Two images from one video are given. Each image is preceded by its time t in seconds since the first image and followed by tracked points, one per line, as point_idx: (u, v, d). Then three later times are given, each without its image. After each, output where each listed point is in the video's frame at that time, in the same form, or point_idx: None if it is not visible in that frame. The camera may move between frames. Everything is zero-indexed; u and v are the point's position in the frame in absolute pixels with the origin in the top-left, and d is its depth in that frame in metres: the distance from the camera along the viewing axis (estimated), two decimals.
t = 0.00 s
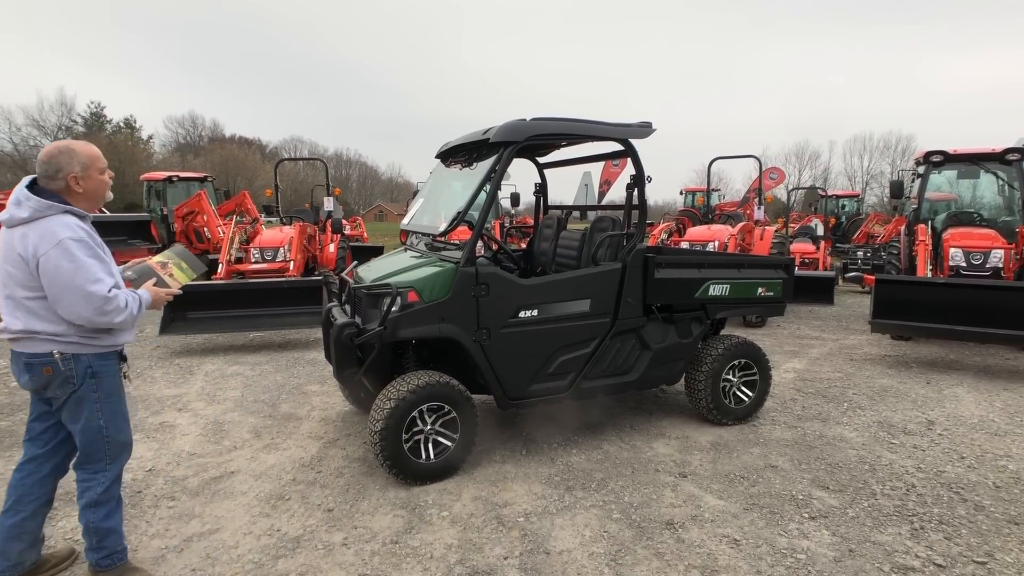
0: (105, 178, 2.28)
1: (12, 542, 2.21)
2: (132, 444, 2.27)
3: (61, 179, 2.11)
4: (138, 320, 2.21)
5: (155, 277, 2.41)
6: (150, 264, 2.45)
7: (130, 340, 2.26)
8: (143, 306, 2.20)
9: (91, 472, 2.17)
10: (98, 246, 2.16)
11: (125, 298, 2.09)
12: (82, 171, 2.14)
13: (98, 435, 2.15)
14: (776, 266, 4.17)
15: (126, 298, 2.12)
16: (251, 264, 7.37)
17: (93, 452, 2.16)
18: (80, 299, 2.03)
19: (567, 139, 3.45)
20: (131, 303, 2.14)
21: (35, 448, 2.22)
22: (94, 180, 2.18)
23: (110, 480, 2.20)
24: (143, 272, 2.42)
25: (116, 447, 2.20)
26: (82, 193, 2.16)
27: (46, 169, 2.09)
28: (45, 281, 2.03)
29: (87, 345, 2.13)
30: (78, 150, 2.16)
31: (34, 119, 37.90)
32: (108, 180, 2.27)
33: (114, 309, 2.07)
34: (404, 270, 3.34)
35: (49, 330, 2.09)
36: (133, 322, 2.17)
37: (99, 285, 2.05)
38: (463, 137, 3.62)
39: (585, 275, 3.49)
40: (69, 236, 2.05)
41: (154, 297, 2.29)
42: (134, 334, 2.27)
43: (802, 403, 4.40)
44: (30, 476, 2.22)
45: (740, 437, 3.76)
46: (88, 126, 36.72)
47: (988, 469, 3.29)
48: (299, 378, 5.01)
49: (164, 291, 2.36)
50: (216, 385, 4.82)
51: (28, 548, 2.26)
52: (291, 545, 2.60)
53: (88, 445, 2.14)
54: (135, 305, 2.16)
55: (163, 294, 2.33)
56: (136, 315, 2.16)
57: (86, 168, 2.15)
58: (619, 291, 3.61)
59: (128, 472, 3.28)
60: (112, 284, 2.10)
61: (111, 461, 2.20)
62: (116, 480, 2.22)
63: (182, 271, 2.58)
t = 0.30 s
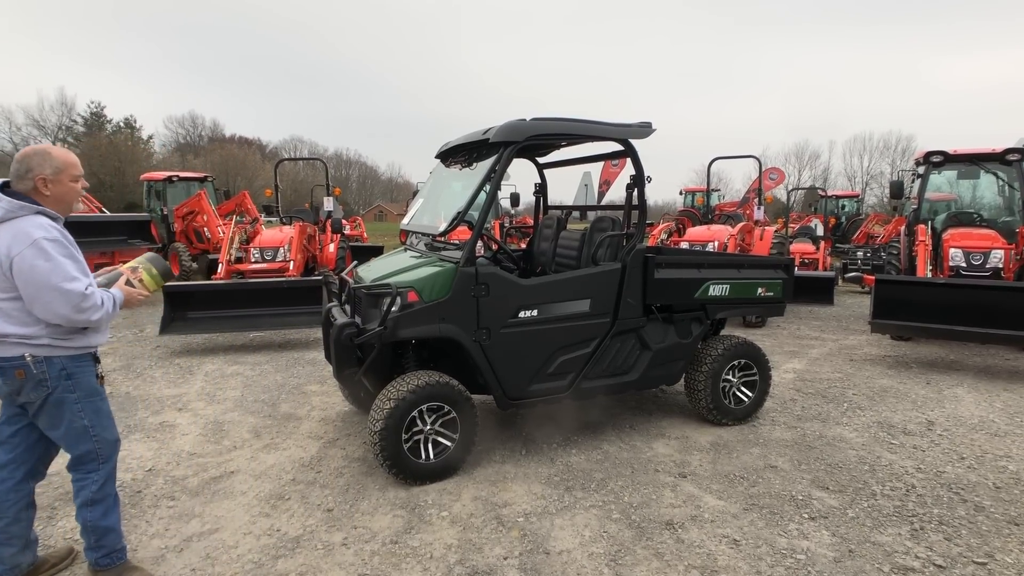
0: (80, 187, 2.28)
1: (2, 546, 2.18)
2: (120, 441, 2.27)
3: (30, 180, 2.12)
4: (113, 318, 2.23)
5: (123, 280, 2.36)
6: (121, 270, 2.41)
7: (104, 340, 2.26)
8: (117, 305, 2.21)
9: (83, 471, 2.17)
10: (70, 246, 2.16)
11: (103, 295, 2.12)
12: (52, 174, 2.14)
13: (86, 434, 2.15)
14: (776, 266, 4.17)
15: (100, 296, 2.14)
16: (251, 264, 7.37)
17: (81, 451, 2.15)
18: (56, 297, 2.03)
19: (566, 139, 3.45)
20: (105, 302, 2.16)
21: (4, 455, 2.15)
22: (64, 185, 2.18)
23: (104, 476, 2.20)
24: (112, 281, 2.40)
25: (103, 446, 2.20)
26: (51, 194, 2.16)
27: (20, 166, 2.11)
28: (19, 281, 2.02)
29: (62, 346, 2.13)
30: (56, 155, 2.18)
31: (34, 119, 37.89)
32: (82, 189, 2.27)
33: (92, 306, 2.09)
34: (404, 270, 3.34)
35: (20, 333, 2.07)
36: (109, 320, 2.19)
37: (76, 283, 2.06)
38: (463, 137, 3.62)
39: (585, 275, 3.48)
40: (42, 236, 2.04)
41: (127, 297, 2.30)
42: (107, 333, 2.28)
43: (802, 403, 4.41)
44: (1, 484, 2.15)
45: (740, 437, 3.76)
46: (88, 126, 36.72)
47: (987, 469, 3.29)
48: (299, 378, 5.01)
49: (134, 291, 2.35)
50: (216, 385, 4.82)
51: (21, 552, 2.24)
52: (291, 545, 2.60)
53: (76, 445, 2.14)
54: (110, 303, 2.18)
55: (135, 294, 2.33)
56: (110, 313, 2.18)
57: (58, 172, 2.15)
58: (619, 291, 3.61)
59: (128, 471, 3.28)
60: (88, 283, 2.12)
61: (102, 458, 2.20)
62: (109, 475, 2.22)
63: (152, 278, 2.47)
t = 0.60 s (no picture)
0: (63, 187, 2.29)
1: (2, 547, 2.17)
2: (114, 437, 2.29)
3: (14, 176, 2.13)
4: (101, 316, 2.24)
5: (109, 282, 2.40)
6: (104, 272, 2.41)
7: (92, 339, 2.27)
8: (105, 303, 2.22)
9: (81, 468, 2.18)
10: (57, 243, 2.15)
11: (96, 292, 2.13)
12: (38, 171, 2.16)
13: (81, 430, 2.16)
14: (776, 266, 4.16)
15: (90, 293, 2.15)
16: (251, 264, 7.37)
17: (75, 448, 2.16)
18: (49, 293, 2.03)
19: (567, 139, 3.45)
20: (94, 299, 2.17)
21: None
22: (48, 183, 2.19)
23: (99, 472, 2.20)
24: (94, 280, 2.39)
25: (99, 442, 2.21)
26: (36, 191, 2.17)
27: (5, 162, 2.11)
28: (10, 278, 2.01)
29: (52, 344, 2.12)
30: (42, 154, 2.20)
31: (35, 119, 37.92)
32: (65, 189, 2.29)
33: (83, 303, 2.11)
34: (405, 270, 3.34)
35: (9, 331, 2.05)
36: (99, 318, 2.20)
37: (68, 279, 2.07)
38: (463, 137, 3.62)
39: (585, 275, 3.48)
40: (31, 232, 2.04)
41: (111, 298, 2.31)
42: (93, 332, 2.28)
43: (803, 403, 4.40)
44: None
45: (740, 437, 3.76)
46: (89, 126, 36.74)
47: (988, 469, 3.29)
48: (299, 378, 5.01)
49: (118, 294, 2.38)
50: (216, 385, 4.83)
51: (19, 552, 2.24)
52: (291, 545, 2.60)
53: (71, 441, 2.15)
54: (99, 301, 2.19)
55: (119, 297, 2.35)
56: (100, 311, 2.19)
57: (43, 170, 2.17)
58: (620, 291, 3.61)
59: (128, 471, 3.28)
60: (78, 279, 2.12)
61: (97, 453, 2.21)
62: (105, 471, 2.23)
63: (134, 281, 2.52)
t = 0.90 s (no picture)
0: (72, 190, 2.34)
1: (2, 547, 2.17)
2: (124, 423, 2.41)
3: (25, 176, 2.17)
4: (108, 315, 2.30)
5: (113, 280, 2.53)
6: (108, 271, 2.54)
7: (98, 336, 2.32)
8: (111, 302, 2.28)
9: (102, 455, 2.31)
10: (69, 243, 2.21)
11: (106, 290, 2.19)
12: (49, 172, 2.21)
13: (100, 418, 2.28)
14: (776, 267, 4.16)
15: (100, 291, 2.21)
16: (252, 265, 7.37)
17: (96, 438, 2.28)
18: (62, 289, 2.09)
19: (567, 139, 3.45)
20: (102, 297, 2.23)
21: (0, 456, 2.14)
22: (58, 184, 2.24)
23: (121, 454, 2.37)
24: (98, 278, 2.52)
25: (114, 428, 2.34)
26: (45, 191, 2.22)
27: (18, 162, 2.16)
28: (23, 274, 2.06)
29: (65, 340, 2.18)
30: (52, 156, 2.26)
31: (35, 120, 37.95)
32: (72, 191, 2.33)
33: (94, 300, 2.17)
34: (405, 270, 3.34)
35: (22, 327, 2.10)
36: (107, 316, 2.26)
37: (80, 275, 2.13)
38: (463, 138, 3.62)
39: (586, 275, 3.48)
40: (46, 230, 2.10)
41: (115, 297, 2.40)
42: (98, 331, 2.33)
43: (803, 404, 4.40)
44: (1, 484, 2.14)
45: (740, 438, 3.76)
46: (90, 126, 36.77)
47: (989, 470, 3.28)
48: (299, 379, 5.01)
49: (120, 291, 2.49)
50: (216, 386, 4.82)
51: (19, 552, 2.24)
52: (291, 546, 2.60)
53: (91, 431, 2.26)
54: (107, 300, 2.25)
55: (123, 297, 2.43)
56: (107, 309, 2.25)
57: (54, 171, 2.23)
58: (620, 291, 3.60)
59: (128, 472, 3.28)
60: (89, 277, 2.18)
61: (115, 438, 2.34)
62: (123, 453, 2.39)
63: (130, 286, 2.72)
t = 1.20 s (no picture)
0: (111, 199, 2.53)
1: (6, 543, 2.22)
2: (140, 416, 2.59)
3: (72, 184, 2.37)
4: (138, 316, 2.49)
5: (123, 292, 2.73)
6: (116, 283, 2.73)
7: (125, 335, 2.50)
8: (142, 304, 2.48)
9: (122, 449, 2.49)
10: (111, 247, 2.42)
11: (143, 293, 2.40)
12: (94, 180, 2.40)
13: (124, 410, 2.47)
14: (776, 266, 4.16)
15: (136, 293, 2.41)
16: (251, 264, 7.36)
17: (121, 428, 2.46)
18: (106, 290, 2.29)
19: (567, 138, 3.44)
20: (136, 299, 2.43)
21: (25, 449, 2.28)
22: (100, 192, 2.43)
23: (141, 443, 2.56)
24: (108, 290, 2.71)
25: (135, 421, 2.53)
26: (87, 199, 2.41)
27: (68, 171, 2.36)
28: (72, 273, 2.25)
29: (103, 336, 2.37)
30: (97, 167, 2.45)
31: (35, 119, 37.91)
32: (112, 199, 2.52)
33: (132, 302, 2.37)
34: (405, 269, 3.34)
35: (66, 323, 2.28)
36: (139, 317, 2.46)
37: (122, 277, 2.34)
38: (463, 137, 3.62)
39: (586, 275, 3.48)
40: (96, 233, 2.31)
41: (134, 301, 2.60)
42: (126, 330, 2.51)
43: (803, 403, 4.40)
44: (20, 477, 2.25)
45: (740, 437, 3.76)
46: (90, 125, 36.74)
47: (989, 469, 3.28)
48: (299, 378, 5.01)
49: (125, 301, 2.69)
50: (216, 385, 4.82)
51: (23, 549, 2.28)
52: (291, 545, 2.60)
53: (117, 421, 2.44)
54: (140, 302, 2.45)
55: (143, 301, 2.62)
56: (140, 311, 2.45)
57: (99, 180, 2.42)
58: (619, 291, 3.60)
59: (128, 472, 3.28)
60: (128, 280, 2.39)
61: (135, 427, 2.53)
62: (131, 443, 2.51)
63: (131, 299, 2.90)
